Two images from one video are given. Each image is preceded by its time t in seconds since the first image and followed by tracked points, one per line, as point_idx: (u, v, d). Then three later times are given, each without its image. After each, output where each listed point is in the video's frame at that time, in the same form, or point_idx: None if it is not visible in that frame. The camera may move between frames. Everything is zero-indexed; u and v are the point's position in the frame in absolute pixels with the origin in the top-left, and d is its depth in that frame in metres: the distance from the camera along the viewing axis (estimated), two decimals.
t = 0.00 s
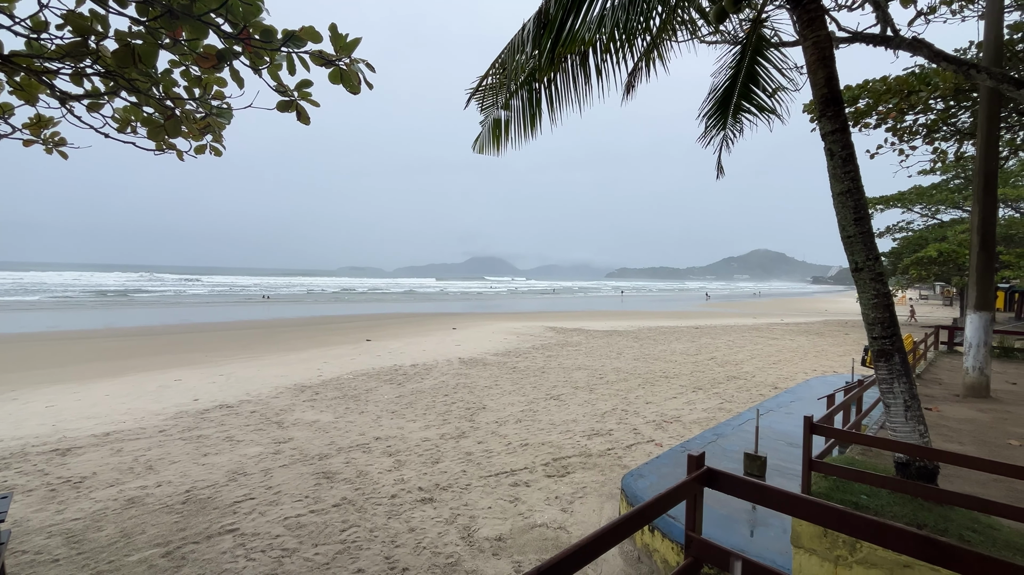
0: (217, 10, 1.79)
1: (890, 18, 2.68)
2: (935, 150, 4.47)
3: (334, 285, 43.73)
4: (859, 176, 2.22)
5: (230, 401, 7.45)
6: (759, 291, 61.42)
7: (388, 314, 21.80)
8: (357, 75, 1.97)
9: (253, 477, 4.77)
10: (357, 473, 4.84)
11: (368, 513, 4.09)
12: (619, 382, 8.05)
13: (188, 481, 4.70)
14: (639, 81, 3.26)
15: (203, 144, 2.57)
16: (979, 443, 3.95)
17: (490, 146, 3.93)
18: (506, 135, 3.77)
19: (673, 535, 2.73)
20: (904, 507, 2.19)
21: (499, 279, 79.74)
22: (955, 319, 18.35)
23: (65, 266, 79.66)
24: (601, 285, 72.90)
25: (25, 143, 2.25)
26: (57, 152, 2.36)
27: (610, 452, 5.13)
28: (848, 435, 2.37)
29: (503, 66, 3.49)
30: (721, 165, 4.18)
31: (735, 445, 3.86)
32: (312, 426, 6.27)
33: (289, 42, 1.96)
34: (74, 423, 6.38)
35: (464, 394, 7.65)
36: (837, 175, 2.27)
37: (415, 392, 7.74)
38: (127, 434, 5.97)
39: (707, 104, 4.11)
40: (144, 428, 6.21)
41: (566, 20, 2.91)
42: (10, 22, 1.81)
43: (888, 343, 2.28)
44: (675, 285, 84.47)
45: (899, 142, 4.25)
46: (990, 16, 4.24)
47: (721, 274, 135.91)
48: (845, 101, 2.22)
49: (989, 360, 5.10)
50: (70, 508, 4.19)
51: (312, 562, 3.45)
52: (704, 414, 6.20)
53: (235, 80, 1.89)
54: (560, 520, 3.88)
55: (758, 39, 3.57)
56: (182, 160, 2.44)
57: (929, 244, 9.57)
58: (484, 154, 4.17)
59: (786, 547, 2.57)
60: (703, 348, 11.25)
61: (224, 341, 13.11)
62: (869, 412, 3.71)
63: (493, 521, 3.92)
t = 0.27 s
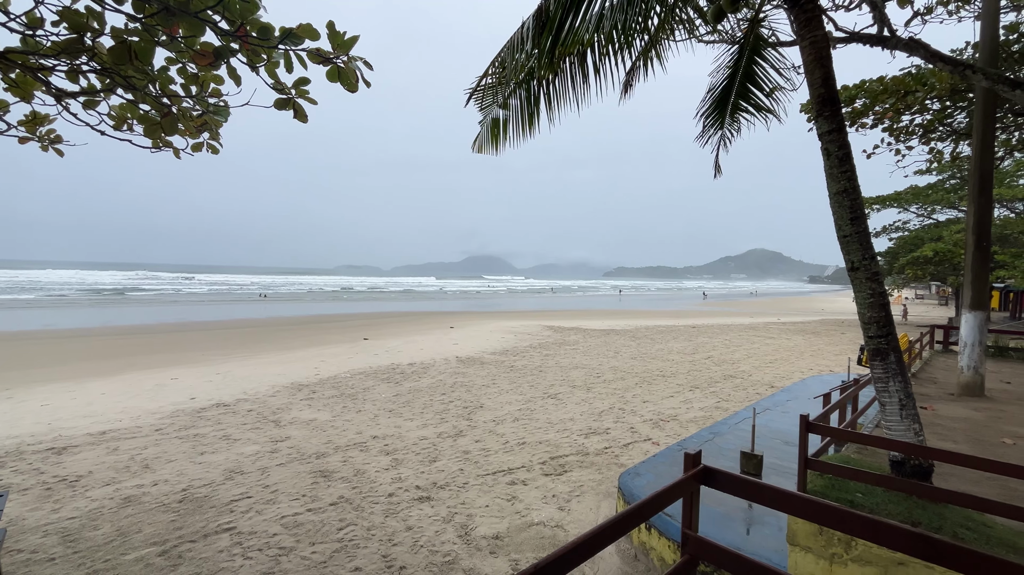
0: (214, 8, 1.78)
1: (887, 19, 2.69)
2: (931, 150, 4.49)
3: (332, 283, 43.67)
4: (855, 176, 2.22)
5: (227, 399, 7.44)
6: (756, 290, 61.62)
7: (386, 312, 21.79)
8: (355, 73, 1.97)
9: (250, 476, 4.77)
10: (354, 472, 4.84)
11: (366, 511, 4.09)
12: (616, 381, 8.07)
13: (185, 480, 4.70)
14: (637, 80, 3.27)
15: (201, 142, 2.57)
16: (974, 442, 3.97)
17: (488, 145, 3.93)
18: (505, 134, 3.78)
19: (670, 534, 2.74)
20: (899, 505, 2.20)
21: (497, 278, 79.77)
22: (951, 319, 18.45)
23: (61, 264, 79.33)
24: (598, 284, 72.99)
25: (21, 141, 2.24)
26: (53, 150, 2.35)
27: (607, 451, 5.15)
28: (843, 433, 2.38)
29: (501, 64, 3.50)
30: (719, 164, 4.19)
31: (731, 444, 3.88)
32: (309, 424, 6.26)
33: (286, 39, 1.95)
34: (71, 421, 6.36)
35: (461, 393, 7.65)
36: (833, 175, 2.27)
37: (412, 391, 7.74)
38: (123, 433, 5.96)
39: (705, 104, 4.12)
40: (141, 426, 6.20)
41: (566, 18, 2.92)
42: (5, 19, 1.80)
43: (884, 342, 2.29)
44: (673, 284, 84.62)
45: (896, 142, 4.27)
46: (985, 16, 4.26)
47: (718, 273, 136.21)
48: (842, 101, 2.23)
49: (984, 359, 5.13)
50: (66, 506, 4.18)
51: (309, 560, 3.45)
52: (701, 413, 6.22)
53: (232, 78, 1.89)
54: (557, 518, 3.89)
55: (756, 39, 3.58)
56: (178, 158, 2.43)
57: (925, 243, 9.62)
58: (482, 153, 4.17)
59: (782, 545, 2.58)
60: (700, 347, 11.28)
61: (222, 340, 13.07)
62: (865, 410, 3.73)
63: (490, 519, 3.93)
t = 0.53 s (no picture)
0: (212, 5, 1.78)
1: (885, 19, 2.69)
2: (929, 150, 4.50)
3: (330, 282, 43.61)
4: (853, 176, 2.23)
5: (224, 398, 7.42)
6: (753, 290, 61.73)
7: (384, 311, 21.77)
8: (353, 72, 1.97)
9: (247, 475, 4.76)
10: (352, 471, 4.83)
11: (364, 510, 4.09)
12: (614, 380, 8.07)
13: (182, 479, 4.69)
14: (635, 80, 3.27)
15: (198, 140, 2.56)
16: (970, 441, 3.98)
17: (487, 145, 3.93)
18: (504, 134, 3.78)
19: (667, 533, 2.74)
20: (895, 505, 2.21)
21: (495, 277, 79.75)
22: (947, 319, 18.52)
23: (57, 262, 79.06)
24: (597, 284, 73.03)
25: (17, 138, 2.24)
26: (50, 147, 2.35)
27: (605, 450, 5.15)
28: (840, 433, 2.38)
29: (500, 64, 3.50)
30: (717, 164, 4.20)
31: (729, 443, 3.88)
32: (307, 424, 6.25)
33: (284, 37, 1.95)
34: (67, 420, 6.34)
35: (459, 392, 7.65)
36: (831, 175, 2.28)
37: (410, 391, 7.74)
38: (120, 432, 5.95)
39: (704, 103, 4.12)
40: (138, 425, 6.18)
41: (565, 18, 2.91)
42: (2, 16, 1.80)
43: (881, 342, 2.30)
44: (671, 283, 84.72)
45: (894, 142, 4.27)
46: (983, 17, 4.27)
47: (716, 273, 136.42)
48: (840, 102, 2.23)
49: (981, 359, 5.15)
50: (63, 505, 4.16)
51: (307, 559, 3.44)
52: (699, 412, 6.23)
53: (230, 76, 1.89)
54: (555, 518, 3.89)
55: (754, 39, 3.58)
56: (176, 156, 2.43)
57: (922, 243, 9.65)
58: (481, 153, 4.17)
59: (779, 545, 2.59)
60: (698, 346, 11.30)
61: (219, 339, 13.04)
62: (862, 410, 3.74)
63: (488, 518, 3.93)
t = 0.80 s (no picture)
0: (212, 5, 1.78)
1: (886, 19, 2.69)
2: (929, 150, 4.50)
3: (329, 282, 43.60)
4: (853, 176, 2.22)
5: (224, 398, 7.41)
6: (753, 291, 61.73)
7: (384, 311, 21.77)
8: (353, 71, 1.96)
9: (246, 475, 4.75)
10: (352, 471, 4.83)
11: (363, 510, 4.09)
12: (614, 380, 8.07)
13: (181, 479, 4.68)
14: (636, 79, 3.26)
15: (198, 139, 2.55)
16: (970, 442, 3.98)
17: (488, 145, 3.93)
18: (503, 134, 3.77)
19: (666, 534, 2.74)
20: (896, 506, 2.20)
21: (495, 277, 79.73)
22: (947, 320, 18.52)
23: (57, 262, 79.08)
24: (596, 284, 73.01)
25: (17, 138, 2.23)
26: (49, 147, 2.34)
27: (604, 450, 5.15)
28: (840, 434, 2.37)
29: (500, 64, 3.49)
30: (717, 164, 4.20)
31: (728, 444, 3.88)
32: (306, 424, 6.24)
33: (283, 37, 1.95)
34: (67, 420, 6.34)
35: (459, 392, 7.65)
36: (832, 175, 2.27)
37: (410, 391, 7.73)
38: (120, 432, 5.94)
39: (704, 104, 4.12)
40: (137, 425, 6.17)
41: (564, 18, 2.91)
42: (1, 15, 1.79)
43: (882, 343, 2.29)
44: (671, 284, 84.71)
45: (894, 143, 4.26)
46: (984, 17, 4.26)
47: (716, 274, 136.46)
48: (840, 102, 2.22)
49: (981, 360, 5.14)
50: (62, 505, 4.16)
51: (306, 560, 3.44)
52: (699, 413, 6.23)
53: (229, 75, 1.89)
54: (555, 518, 3.89)
55: (755, 39, 3.58)
56: (175, 156, 2.42)
57: (922, 244, 9.64)
58: (481, 154, 4.17)
59: (779, 546, 2.58)
60: (698, 347, 11.30)
61: (218, 339, 13.03)
62: (862, 411, 3.73)
63: (487, 519, 3.92)
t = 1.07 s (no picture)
0: (217, 8, 1.79)
1: (892, 18, 2.67)
2: (936, 150, 4.46)
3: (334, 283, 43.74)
4: (859, 176, 2.20)
5: (228, 399, 7.43)
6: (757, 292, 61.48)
7: (388, 312, 21.82)
8: (356, 73, 1.97)
9: (250, 476, 4.76)
10: (355, 472, 4.83)
11: (366, 511, 4.09)
12: (618, 381, 8.05)
13: (186, 479, 4.70)
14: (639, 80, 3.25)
15: (203, 141, 2.57)
16: (978, 445, 3.94)
17: (491, 146, 3.93)
18: (506, 135, 3.77)
19: (671, 536, 2.72)
20: (903, 509, 2.18)
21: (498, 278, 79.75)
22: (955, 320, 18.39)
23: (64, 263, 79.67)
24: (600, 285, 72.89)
25: (24, 140, 2.25)
26: (56, 149, 2.36)
27: (608, 452, 5.13)
28: (846, 436, 2.36)
29: (504, 65, 3.49)
30: (721, 164, 4.18)
31: (733, 445, 3.86)
32: (310, 424, 6.26)
33: (287, 39, 1.95)
34: (73, 420, 6.37)
35: (463, 393, 7.64)
36: (837, 175, 2.26)
37: (413, 391, 7.73)
38: (125, 432, 5.97)
39: (708, 104, 4.10)
40: (143, 425, 6.20)
41: (567, 18, 2.91)
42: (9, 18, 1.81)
43: (888, 344, 2.27)
44: (675, 284, 84.48)
45: (900, 143, 4.24)
46: (991, 16, 4.23)
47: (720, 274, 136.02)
48: (845, 101, 2.21)
49: (989, 361, 5.09)
50: (68, 505, 4.18)
51: (309, 560, 3.44)
52: (703, 414, 6.20)
53: (234, 78, 1.90)
54: (558, 520, 3.87)
55: (759, 38, 3.56)
56: (180, 157, 2.43)
57: (929, 244, 9.58)
58: (484, 154, 4.17)
59: (784, 548, 2.56)
60: (702, 348, 11.25)
61: (223, 339, 13.08)
62: (868, 413, 3.70)
63: (491, 520, 3.91)
